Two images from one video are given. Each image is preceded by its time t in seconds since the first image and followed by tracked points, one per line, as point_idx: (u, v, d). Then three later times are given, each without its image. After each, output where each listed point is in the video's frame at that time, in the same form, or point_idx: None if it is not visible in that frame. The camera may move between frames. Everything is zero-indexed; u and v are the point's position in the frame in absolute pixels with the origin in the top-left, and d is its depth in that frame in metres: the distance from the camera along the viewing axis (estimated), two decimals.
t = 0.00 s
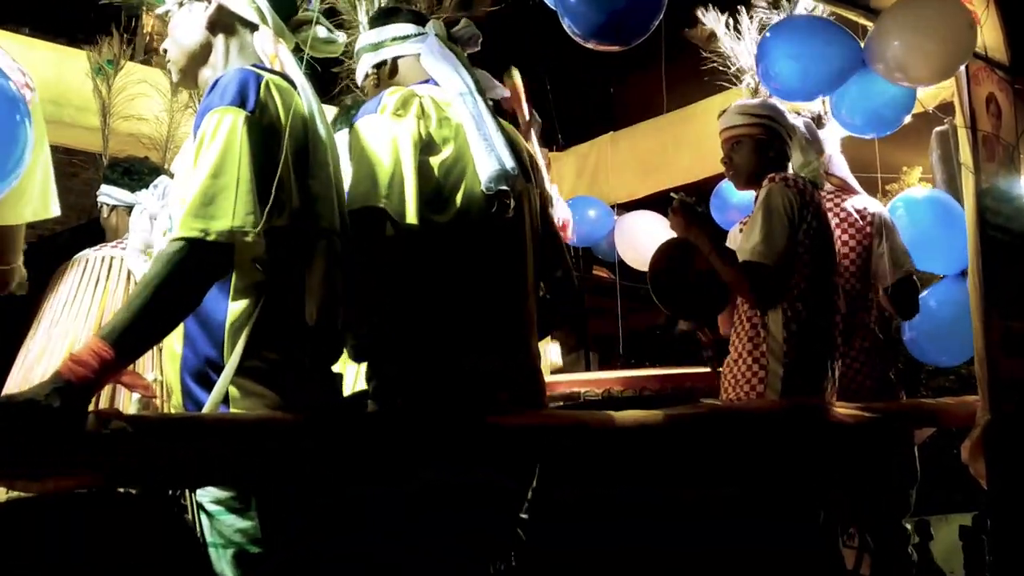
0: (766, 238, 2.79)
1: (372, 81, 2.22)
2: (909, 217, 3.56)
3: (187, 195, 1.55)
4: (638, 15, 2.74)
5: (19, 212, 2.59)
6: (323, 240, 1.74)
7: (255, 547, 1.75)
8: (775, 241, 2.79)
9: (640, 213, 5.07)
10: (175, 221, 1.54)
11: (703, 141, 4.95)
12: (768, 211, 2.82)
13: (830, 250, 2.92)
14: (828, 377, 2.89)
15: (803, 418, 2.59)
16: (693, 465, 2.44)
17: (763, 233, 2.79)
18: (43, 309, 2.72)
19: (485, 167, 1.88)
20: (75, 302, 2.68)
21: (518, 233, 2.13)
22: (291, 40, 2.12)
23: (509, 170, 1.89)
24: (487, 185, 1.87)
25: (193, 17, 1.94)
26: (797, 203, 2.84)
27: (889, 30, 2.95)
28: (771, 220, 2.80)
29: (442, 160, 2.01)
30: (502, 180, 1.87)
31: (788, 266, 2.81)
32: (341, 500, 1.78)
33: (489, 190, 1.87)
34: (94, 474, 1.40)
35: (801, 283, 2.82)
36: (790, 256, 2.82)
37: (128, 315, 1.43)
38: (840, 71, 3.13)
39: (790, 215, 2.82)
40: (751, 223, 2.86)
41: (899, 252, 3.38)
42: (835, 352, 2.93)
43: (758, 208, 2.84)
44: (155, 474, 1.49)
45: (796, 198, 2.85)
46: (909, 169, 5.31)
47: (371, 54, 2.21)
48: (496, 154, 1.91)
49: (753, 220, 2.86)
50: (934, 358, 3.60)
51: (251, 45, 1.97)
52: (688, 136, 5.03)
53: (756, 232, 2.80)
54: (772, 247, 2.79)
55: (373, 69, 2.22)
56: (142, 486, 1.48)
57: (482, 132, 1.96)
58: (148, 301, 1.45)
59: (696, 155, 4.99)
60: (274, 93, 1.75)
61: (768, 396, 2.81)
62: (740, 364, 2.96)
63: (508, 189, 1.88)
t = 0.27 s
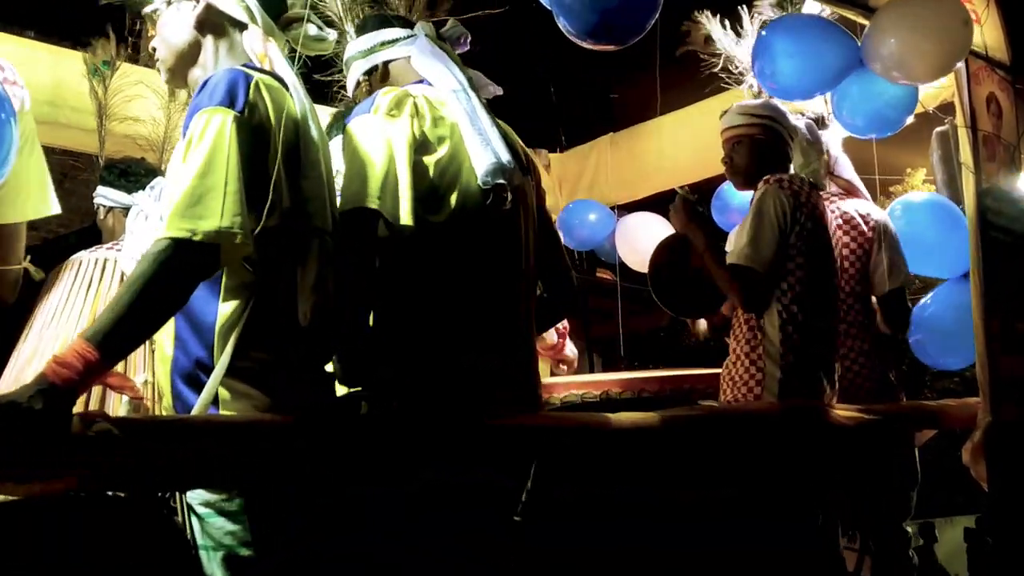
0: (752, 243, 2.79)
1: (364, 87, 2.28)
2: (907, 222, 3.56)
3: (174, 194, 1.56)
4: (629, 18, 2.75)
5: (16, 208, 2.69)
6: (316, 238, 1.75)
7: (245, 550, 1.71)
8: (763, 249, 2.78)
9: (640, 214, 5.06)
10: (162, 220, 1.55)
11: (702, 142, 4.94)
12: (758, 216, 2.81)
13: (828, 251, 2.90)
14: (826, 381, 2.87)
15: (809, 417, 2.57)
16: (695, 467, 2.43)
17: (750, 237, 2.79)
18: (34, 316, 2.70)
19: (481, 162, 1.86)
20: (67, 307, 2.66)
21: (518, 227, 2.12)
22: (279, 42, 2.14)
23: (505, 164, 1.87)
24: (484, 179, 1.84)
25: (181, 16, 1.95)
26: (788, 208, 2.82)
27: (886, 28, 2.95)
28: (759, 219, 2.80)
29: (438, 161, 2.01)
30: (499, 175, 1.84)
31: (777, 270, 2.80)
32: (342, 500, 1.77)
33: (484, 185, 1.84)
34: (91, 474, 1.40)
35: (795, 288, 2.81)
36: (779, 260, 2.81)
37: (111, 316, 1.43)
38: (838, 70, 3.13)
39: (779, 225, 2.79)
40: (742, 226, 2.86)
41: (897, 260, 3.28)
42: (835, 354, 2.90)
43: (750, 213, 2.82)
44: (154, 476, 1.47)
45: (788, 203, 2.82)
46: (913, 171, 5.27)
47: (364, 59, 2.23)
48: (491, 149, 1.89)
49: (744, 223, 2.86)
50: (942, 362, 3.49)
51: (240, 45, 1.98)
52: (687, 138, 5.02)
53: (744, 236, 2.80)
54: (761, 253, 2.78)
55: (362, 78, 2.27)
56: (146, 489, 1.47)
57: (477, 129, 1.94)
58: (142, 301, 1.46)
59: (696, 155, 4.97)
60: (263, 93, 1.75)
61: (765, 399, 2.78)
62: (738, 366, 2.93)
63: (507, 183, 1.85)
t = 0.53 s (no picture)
0: (758, 240, 2.74)
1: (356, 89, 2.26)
2: (911, 223, 3.52)
3: (162, 195, 1.51)
4: (631, 17, 2.71)
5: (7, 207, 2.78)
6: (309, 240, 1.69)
7: (232, 555, 1.68)
8: (766, 245, 2.75)
9: (642, 215, 5.03)
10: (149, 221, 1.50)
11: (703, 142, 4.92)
12: (761, 214, 2.77)
13: (828, 250, 2.87)
14: (827, 384, 2.84)
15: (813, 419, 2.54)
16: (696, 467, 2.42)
17: (757, 234, 2.74)
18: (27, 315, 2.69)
19: (473, 159, 1.83)
20: (58, 305, 2.66)
21: (513, 227, 2.10)
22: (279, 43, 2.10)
23: (497, 161, 1.83)
24: (476, 176, 1.81)
25: (177, 15, 1.91)
26: (791, 204, 2.79)
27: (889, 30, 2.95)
28: (763, 216, 2.76)
29: (430, 160, 1.97)
30: (491, 172, 1.81)
31: (778, 269, 2.77)
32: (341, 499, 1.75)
33: (478, 183, 1.81)
34: (83, 477, 1.37)
35: (796, 286, 2.78)
36: (782, 259, 2.78)
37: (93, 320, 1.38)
38: (843, 69, 3.15)
39: (784, 222, 2.76)
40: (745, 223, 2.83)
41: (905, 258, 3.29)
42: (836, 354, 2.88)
43: (751, 213, 2.79)
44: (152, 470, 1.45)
45: (792, 200, 2.79)
46: (916, 173, 5.25)
47: (355, 63, 2.23)
48: (482, 146, 1.86)
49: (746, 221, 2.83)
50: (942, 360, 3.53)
51: (238, 45, 1.93)
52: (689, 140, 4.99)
53: (750, 233, 2.76)
54: (762, 249, 2.74)
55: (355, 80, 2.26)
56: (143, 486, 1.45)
57: (470, 127, 1.92)
58: (135, 302, 1.43)
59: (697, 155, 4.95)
60: (256, 94, 1.70)
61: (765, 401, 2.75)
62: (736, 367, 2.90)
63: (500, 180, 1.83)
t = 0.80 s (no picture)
0: (760, 243, 2.72)
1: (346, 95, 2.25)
2: (913, 229, 3.49)
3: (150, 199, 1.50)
4: (634, 17, 2.69)
5: None
6: (303, 244, 1.64)
7: (215, 562, 1.66)
8: (769, 252, 2.72)
9: (645, 218, 5.01)
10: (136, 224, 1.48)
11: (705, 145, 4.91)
12: (765, 217, 2.75)
13: (833, 253, 2.84)
14: (830, 391, 2.80)
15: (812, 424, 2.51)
16: (697, 474, 2.39)
17: (757, 239, 2.73)
18: (20, 313, 2.67)
19: (463, 161, 1.81)
20: (50, 306, 2.62)
21: (507, 230, 2.08)
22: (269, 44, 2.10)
23: (487, 164, 1.82)
24: (466, 179, 1.80)
25: (166, 19, 1.92)
26: (795, 209, 2.76)
27: (891, 35, 2.99)
28: (767, 222, 2.74)
29: (419, 162, 1.97)
30: (480, 173, 1.80)
31: (783, 275, 2.75)
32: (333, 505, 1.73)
33: (467, 185, 1.80)
34: (58, 484, 1.35)
35: (800, 289, 2.74)
36: (785, 264, 2.75)
37: (79, 323, 1.37)
38: (847, 70, 3.12)
39: (787, 226, 2.74)
40: (750, 228, 2.80)
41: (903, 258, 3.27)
42: (840, 359, 2.84)
43: (756, 218, 2.77)
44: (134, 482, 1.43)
45: (798, 206, 2.76)
46: (925, 177, 5.20)
47: (344, 70, 2.22)
48: (472, 147, 1.85)
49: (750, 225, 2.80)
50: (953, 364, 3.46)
51: (228, 47, 1.91)
52: (693, 143, 4.96)
53: (751, 237, 2.75)
54: (766, 256, 2.71)
55: (345, 86, 2.25)
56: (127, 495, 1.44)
57: (460, 129, 1.90)
58: (117, 306, 1.41)
59: (699, 158, 4.92)
60: (247, 98, 1.68)
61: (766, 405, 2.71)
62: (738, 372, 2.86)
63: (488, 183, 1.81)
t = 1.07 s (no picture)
0: (761, 242, 2.68)
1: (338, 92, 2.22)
2: (918, 226, 3.44)
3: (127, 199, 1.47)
4: (634, 16, 2.65)
5: None
6: (284, 248, 1.59)
7: (197, 568, 1.62)
8: (769, 252, 2.67)
9: (648, 221, 4.96)
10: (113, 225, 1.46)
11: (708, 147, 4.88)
12: (763, 216, 2.71)
13: (835, 256, 2.80)
14: (830, 393, 2.75)
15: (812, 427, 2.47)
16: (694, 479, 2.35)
17: (757, 240, 2.68)
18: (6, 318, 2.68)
19: (450, 164, 1.78)
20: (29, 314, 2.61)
21: (496, 233, 2.05)
22: (264, 41, 2.05)
23: (475, 167, 1.79)
24: (452, 182, 1.76)
25: (158, 16, 1.88)
26: (793, 209, 2.72)
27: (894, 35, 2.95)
28: (761, 219, 2.70)
29: (405, 165, 1.94)
30: (467, 176, 1.76)
31: (781, 277, 2.70)
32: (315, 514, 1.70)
33: (454, 188, 1.76)
34: (31, 488, 1.32)
35: (800, 291, 2.70)
36: (784, 263, 2.71)
37: (53, 323, 1.34)
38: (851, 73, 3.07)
39: (785, 226, 2.69)
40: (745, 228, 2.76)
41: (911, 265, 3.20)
42: (841, 362, 2.80)
43: (754, 216, 2.73)
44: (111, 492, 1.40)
45: (793, 206, 2.72)
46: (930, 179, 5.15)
47: (340, 65, 2.19)
48: (459, 150, 1.82)
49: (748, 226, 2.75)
50: (951, 366, 3.41)
51: (219, 47, 1.88)
52: (696, 145, 4.93)
53: (750, 237, 2.70)
54: (767, 256, 2.67)
55: (338, 82, 2.21)
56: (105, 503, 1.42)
57: (448, 131, 1.86)
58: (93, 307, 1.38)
59: (702, 160, 4.89)
60: (228, 98, 1.64)
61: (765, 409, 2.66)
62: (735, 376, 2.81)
63: (475, 186, 1.77)
